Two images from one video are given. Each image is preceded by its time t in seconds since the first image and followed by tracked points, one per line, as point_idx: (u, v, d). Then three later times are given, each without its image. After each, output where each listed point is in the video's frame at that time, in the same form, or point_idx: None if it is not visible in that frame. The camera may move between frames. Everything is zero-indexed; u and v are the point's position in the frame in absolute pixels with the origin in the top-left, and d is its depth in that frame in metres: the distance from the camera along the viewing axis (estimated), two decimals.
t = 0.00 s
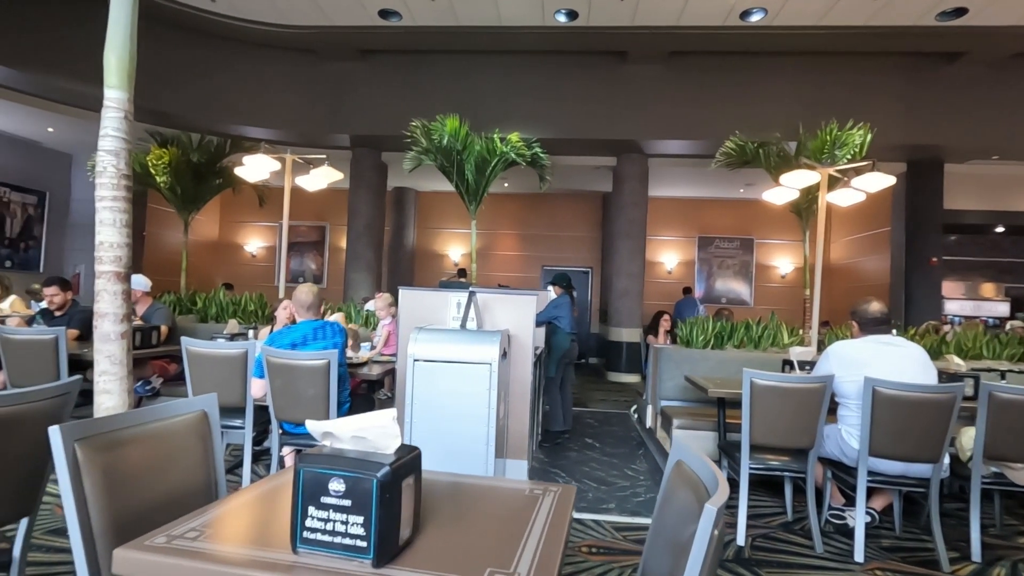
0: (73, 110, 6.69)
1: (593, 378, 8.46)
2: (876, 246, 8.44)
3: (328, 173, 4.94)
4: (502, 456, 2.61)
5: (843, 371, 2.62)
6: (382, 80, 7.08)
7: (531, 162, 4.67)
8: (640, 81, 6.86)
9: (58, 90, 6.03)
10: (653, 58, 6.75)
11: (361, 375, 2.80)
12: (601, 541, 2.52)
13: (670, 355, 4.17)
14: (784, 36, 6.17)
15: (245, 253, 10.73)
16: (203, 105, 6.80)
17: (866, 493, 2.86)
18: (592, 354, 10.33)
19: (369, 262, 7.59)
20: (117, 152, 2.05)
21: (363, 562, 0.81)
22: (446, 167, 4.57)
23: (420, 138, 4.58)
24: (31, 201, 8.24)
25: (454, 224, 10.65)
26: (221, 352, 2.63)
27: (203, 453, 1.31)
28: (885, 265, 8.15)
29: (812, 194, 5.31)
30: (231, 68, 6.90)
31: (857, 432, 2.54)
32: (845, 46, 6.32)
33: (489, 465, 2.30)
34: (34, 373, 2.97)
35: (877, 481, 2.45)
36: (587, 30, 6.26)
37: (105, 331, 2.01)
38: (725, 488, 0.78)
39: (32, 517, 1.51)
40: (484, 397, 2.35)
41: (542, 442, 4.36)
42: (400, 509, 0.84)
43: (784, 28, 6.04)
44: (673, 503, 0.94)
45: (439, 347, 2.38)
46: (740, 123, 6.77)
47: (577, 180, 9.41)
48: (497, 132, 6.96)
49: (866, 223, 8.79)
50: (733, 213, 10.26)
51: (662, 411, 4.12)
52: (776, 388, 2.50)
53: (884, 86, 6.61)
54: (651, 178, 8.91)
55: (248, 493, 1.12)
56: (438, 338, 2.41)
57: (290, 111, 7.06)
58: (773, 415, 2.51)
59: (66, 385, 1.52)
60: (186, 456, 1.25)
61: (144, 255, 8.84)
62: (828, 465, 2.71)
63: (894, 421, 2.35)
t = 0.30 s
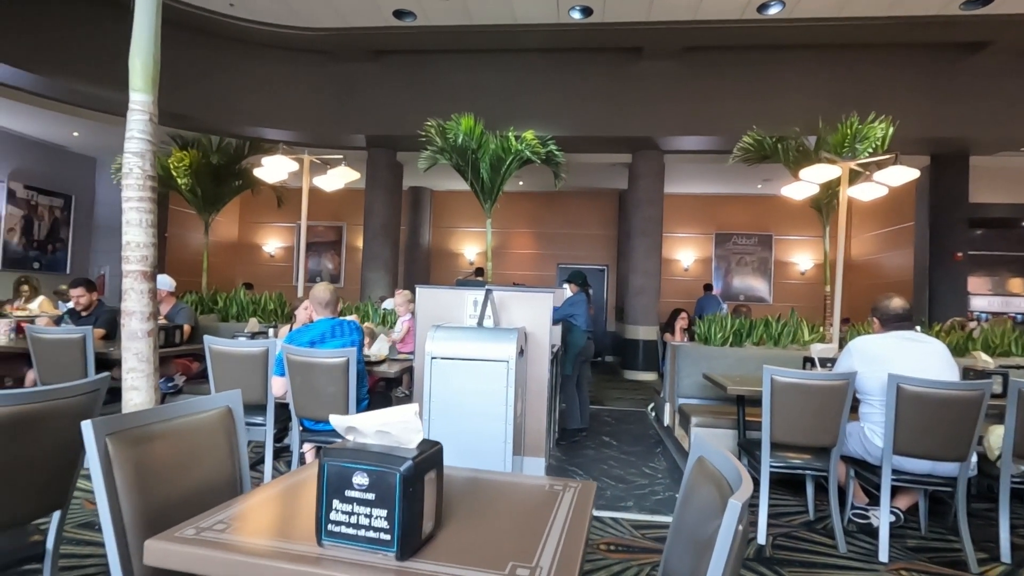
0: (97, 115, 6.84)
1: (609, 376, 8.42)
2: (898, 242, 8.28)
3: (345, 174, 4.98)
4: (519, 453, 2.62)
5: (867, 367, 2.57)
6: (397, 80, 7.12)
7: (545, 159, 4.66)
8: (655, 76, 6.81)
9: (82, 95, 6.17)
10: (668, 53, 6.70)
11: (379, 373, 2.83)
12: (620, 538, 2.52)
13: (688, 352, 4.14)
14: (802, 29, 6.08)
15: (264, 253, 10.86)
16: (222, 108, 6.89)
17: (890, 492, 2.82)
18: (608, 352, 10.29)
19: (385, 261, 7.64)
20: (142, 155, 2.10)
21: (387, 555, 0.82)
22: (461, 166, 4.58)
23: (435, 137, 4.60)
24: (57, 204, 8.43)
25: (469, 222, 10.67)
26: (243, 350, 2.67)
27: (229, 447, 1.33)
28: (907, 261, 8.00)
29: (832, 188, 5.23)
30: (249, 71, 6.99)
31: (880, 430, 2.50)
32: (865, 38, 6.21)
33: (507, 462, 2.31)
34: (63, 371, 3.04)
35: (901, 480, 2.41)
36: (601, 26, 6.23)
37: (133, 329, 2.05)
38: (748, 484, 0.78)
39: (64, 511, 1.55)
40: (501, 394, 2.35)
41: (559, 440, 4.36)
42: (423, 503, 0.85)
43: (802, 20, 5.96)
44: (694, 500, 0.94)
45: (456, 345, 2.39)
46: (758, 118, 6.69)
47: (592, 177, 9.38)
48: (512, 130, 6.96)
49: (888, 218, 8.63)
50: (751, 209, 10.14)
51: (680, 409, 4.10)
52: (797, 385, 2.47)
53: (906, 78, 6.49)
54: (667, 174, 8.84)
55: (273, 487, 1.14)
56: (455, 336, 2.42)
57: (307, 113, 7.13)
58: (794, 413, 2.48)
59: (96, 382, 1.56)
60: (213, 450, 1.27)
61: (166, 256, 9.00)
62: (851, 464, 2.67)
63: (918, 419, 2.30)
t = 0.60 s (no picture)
0: (138, 122, 7.09)
1: (638, 376, 8.35)
2: (940, 239, 7.99)
3: (375, 175, 5.06)
4: (548, 453, 2.62)
5: (907, 369, 2.50)
6: (425, 82, 7.19)
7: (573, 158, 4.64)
8: (684, 73, 6.73)
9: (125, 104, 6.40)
10: (697, 49, 6.61)
11: (409, 372, 2.86)
12: (651, 540, 2.50)
13: (719, 353, 4.08)
14: (836, 20, 5.93)
15: (296, 254, 11.09)
16: (255, 113, 7.06)
17: (933, 498, 2.73)
18: (636, 352, 10.19)
19: (414, 262, 7.72)
20: (185, 160, 2.17)
21: (423, 551, 0.83)
22: (488, 166, 4.60)
23: (462, 138, 4.63)
24: (102, 208, 8.77)
25: (497, 222, 10.71)
26: (279, 349, 2.74)
27: (268, 444, 1.37)
28: (950, 258, 7.72)
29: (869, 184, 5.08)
30: (282, 76, 7.15)
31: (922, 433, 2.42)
32: (903, 28, 6.03)
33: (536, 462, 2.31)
34: (110, 368, 3.16)
35: (944, 486, 2.34)
36: (629, 24, 6.18)
37: (177, 329, 2.12)
38: (786, 485, 0.77)
39: (114, 502, 1.61)
40: (531, 394, 2.36)
41: (587, 440, 4.35)
42: (458, 501, 0.86)
43: (836, 12, 5.81)
44: (729, 501, 0.93)
45: (485, 345, 2.41)
46: (791, 113, 6.54)
47: (620, 176, 9.31)
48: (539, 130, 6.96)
49: (929, 214, 8.34)
50: (784, 206, 9.92)
51: (711, 410, 4.04)
52: (833, 386, 2.41)
53: (947, 68, 6.26)
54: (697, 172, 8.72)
55: (312, 483, 1.17)
56: (484, 336, 2.43)
57: (337, 116, 7.25)
58: (830, 415, 2.43)
59: (143, 379, 1.61)
60: (254, 446, 1.31)
61: (204, 257, 9.26)
62: (890, 468, 2.60)
63: (962, 422, 2.23)
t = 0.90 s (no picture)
0: (177, 128, 7.30)
1: (668, 377, 8.24)
2: (989, 236, 7.67)
3: (405, 176, 5.09)
4: (579, 454, 2.60)
5: (956, 370, 2.41)
6: (453, 83, 7.23)
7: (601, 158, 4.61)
8: (715, 68, 6.62)
9: (165, 111, 6.59)
10: (729, 44, 6.49)
11: (439, 372, 2.87)
12: (684, 544, 2.45)
13: (753, 354, 3.99)
14: (875, 11, 5.75)
15: (327, 255, 11.28)
16: (288, 117, 7.20)
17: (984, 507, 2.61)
18: (666, 353, 10.06)
19: (442, 262, 7.76)
20: (222, 162, 2.22)
21: (457, 551, 0.83)
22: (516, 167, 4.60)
23: (491, 139, 4.64)
24: (143, 212, 9.08)
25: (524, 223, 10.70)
26: (312, 349, 2.78)
27: (301, 440, 1.39)
28: (999, 256, 7.40)
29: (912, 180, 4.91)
30: (313, 80, 7.28)
31: (972, 438, 2.32)
32: (947, 16, 5.81)
33: (567, 464, 2.29)
34: (151, 367, 3.25)
35: (996, 494, 2.24)
36: (658, 20, 6.11)
37: (215, 328, 2.18)
38: (835, 493, 0.74)
39: (155, 497, 1.66)
40: (561, 395, 2.34)
41: (617, 442, 4.31)
42: (491, 503, 0.85)
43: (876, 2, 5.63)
44: (773, 507, 0.90)
45: (515, 345, 2.39)
46: (827, 107, 6.36)
47: (649, 175, 9.20)
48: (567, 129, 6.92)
49: (977, 211, 8.01)
50: (821, 203, 9.66)
51: (745, 412, 3.95)
52: (875, 388, 2.33)
53: (995, 56, 6.01)
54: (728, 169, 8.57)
55: (345, 482, 1.18)
56: (513, 336, 2.42)
57: (367, 119, 7.34)
58: (872, 418, 2.35)
59: (182, 377, 1.65)
60: (288, 444, 1.33)
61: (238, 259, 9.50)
62: (937, 475, 2.50)
63: (1015, 427, 2.13)
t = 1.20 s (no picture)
0: (201, 130, 7.43)
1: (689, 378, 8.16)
2: None
3: (424, 176, 5.11)
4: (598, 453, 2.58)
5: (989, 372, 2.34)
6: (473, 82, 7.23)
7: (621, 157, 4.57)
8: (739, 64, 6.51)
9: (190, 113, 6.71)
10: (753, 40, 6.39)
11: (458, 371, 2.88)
12: (705, 546, 2.42)
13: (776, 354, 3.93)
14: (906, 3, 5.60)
15: (347, 256, 11.40)
16: (309, 118, 7.27)
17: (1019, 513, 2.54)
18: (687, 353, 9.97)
19: (461, 262, 7.79)
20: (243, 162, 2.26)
21: (472, 548, 0.84)
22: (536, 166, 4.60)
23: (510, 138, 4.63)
24: (169, 214, 9.26)
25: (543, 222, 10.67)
26: (331, 347, 2.80)
27: (319, 436, 1.41)
28: None
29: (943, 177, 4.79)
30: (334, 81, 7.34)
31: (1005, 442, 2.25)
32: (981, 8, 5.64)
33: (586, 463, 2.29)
34: (176, 365, 3.31)
35: None
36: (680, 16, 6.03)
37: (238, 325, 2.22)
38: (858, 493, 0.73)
39: (178, 492, 1.68)
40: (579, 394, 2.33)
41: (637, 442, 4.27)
42: (506, 500, 0.85)
43: None
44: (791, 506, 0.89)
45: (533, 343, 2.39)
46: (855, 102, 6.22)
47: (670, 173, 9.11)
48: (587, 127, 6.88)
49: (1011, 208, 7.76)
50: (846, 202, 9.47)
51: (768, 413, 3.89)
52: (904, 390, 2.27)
53: None
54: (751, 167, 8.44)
55: (362, 478, 1.19)
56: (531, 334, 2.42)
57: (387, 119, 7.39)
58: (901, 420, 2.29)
59: (203, 373, 1.67)
60: (306, 440, 1.36)
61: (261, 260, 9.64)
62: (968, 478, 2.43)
63: None
